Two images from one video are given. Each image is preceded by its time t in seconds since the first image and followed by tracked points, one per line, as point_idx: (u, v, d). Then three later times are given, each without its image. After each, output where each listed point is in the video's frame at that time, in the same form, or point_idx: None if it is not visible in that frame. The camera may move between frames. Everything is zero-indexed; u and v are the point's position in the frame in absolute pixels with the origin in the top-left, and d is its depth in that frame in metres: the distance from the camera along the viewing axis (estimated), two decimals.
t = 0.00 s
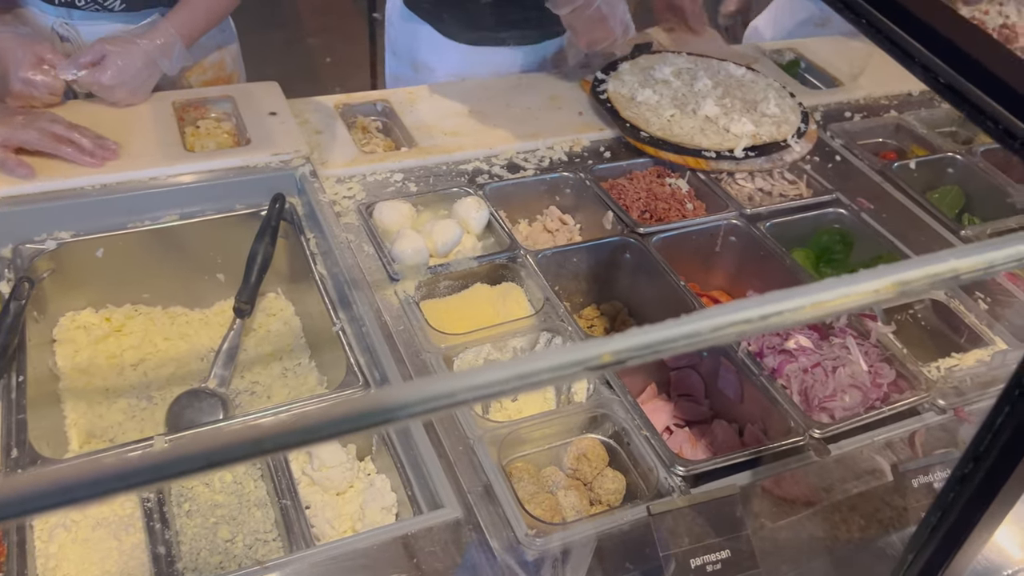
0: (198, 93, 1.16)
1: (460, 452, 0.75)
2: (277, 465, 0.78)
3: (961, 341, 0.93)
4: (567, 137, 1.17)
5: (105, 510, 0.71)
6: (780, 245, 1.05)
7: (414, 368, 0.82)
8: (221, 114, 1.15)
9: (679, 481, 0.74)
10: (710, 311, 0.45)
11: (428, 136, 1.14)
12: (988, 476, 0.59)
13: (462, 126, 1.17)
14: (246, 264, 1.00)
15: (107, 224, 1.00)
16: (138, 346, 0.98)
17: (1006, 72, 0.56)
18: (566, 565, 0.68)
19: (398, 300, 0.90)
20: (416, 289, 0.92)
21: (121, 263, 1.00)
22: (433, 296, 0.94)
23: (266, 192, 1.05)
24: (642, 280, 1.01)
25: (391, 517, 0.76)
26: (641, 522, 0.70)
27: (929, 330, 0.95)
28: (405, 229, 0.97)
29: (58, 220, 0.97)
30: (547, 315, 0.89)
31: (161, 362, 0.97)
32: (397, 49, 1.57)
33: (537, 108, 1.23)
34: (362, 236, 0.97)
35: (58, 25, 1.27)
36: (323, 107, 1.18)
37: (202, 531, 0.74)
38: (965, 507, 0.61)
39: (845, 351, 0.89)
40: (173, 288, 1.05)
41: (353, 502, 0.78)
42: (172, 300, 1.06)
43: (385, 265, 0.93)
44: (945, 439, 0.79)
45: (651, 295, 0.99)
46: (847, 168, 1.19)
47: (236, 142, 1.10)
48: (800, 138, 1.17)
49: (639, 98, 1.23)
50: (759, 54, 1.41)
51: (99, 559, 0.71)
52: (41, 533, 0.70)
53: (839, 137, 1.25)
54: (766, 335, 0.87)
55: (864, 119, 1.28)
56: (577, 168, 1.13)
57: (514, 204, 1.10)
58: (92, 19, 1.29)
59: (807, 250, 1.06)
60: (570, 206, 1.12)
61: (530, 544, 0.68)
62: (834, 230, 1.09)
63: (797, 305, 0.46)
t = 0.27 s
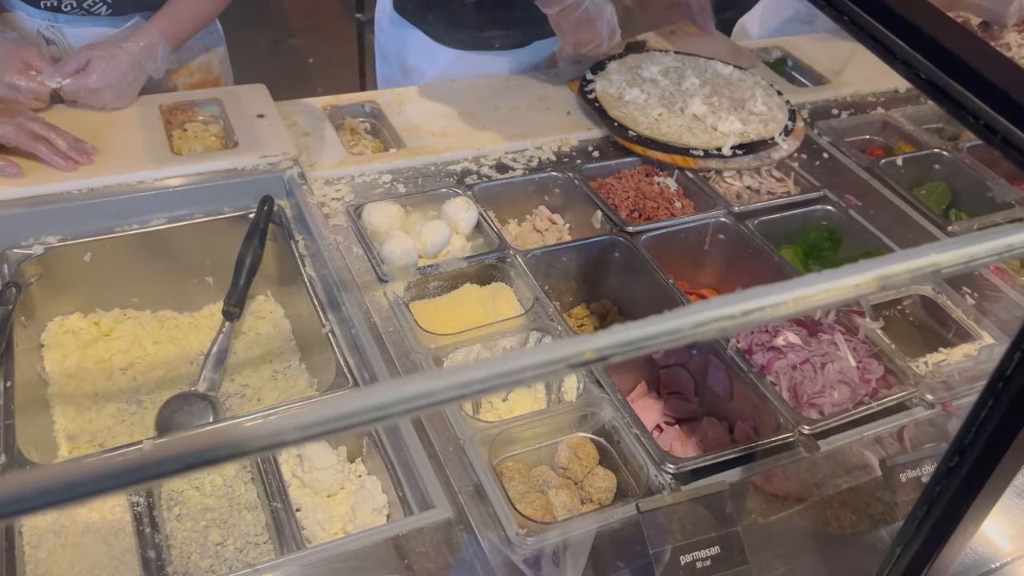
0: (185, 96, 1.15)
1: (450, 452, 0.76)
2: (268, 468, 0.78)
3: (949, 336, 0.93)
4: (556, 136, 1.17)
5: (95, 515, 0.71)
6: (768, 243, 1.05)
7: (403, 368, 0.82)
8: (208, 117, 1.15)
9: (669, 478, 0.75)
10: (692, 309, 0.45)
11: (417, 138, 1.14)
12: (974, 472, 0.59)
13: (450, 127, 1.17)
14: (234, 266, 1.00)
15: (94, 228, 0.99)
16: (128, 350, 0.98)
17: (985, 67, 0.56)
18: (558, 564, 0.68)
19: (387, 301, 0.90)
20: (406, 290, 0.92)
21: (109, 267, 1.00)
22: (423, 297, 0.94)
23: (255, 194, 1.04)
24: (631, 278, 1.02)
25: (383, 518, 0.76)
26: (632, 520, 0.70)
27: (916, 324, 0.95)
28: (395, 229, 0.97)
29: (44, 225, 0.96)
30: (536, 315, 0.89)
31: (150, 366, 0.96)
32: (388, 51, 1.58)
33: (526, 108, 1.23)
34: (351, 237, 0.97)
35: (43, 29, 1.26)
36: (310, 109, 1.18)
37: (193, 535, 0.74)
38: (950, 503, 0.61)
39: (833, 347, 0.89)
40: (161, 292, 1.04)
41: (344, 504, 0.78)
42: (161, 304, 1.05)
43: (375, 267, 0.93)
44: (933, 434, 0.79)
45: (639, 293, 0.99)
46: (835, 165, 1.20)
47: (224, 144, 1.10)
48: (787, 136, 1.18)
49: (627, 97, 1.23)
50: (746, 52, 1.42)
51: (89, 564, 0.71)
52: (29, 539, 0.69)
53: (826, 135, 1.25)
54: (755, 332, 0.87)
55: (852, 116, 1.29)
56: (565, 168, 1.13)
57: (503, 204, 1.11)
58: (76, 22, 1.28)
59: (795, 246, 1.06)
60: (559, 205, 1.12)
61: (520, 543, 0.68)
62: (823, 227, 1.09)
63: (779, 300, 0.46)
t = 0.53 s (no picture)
0: (171, 98, 1.15)
1: (440, 451, 0.75)
2: (257, 470, 0.77)
3: (937, 329, 0.92)
4: (543, 135, 1.17)
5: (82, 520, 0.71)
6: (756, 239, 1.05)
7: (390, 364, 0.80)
8: (194, 118, 1.14)
9: (659, 474, 0.75)
10: (674, 300, 0.45)
11: (404, 137, 1.14)
12: (960, 462, 0.59)
13: (437, 127, 1.17)
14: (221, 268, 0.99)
15: (80, 230, 0.98)
16: (116, 353, 0.97)
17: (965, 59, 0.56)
18: (547, 562, 0.68)
19: (375, 300, 0.89)
20: (395, 290, 0.92)
21: (96, 270, 0.99)
22: (412, 296, 0.93)
23: (241, 195, 1.04)
24: (619, 276, 1.01)
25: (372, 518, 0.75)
26: (621, 517, 0.70)
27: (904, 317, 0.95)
28: (382, 229, 0.97)
29: (29, 227, 0.96)
30: (525, 312, 0.89)
31: (138, 369, 0.96)
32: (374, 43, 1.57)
33: (513, 107, 1.23)
34: (339, 238, 0.97)
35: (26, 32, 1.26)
36: (297, 110, 1.18)
37: (182, 537, 0.74)
38: (937, 494, 0.62)
39: (821, 341, 0.89)
40: (149, 295, 1.04)
41: (333, 505, 0.77)
42: (150, 307, 1.05)
43: (362, 267, 0.93)
44: (921, 426, 0.79)
45: (625, 286, 0.99)
46: (822, 160, 1.20)
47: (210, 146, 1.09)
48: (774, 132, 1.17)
49: (614, 95, 1.23)
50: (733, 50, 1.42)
51: (77, 569, 0.70)
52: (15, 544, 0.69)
53: (813, 131, 1.26)
54: (743, 328, 0.87)
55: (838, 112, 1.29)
56: (553, 166, 1.13)
57: (492, 202, 1.10)
58: (60, 25, 1.28)
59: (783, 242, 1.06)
60: (547, 203, 1.12)
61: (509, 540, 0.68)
62: (810, 223, 1.10)
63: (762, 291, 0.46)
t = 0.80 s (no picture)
0: (156, 103, 1.14)
1: (427, 455, 0.75)
2: (244, 476, 0.77)
3: (924, 325, 0.93)
4: (529, 137, 1.17)
5: (66, 528, 0.70)
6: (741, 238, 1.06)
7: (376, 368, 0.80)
8: (178, 123, 1.14)
9: (646, 475, 0.75)
10: (649, 301, 0.45)
11: (390, 140, 1.14)
12: (940, 457, 0.60)
13: (423, 129, 1.17)
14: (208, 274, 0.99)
15: (63, 237, 0.98)
16: (101, 361, 0.97)
17: (937, 57, 0.57)
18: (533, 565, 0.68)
19: (361, 305, 0.89)
20: (381, 294, 0.91)
21: (81, 276, 0.99)
22: (398, 299, 0.93)
23: (227, 201, 1.03)
24: (606, 277, 1.01)
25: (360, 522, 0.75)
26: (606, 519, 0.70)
27: (891, 314, 0.95)
28: (368, 232, 0.97)
29: (11, 235, 0.95)
30: (511, 314, 0.89)
31: (125, 376, 0.95)
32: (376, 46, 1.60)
33: (500, 108, 1.23)
34: (325, 242, 0.97)
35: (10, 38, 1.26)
36: (282, 114, 1.17)
37: (168, 545, 0.74)
38: (919, 491, 0.62)
39: (806, 340, 0.89)
40: (135, 301, 1.03)
41: (321, 510, 0.77)
42: (135, 313, 1.04)
43: (348, 270, 0.93)
44: (906, 424, 0.79)
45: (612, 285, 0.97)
46: (807, 159, 1.21)
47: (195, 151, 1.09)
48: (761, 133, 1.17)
49: (601, 95, 1.23)
50: (719, 49, 1.42)
51: None
52: None
53: (798, 130, 1.27)
54: (728, 327, 0.87)
55: (823, 111, 1.29)
56: (539, 167, 1.13)
57: (479, 203, 1.10)
58: (45, 31, 1.28)
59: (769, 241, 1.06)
60: (534, 205, 1.13)
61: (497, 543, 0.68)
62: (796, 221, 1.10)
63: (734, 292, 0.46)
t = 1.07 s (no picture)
0: (125, 114, 1.14)
1: (395, 465, 0.74)
2: (210, 488, 0.76)
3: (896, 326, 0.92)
4: (501, 143, 1.17)
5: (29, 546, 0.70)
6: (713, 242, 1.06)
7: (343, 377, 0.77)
8: (148, 133, 1.13)
9: (615, 481, 0.75)
10: (578, 316, 0.47)
11: (362, 149, 1.13)
12: (893, 460, 0.59)
13: (395, 137, 1.16)
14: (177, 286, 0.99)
15: (29, 250, 0.97)
16: (71, 375, 0.96)
17: (880, 61, 0.53)
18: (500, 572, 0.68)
19: (330, 316, 0.88)
20: (350, 304, 0.90)
21: (48, 290, 0.98)
22: (368, 309, 0.91)
23: (197, 211, 1.03)
24: (579, 283, 1.01)
25: (328, 535, 0.74)
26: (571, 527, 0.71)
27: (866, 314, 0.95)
28: (337, 242, 0.97)
29: None
30: (482, 321, 0.89)
31: (95, 389, 0.94)
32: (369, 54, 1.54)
33: (473, 116, 1.23)
34: (294, 251, 0.96)
35: None
36: (253, 123, 1.17)
37: (133, 561, 0.74)
38: (875, 493, 0.62)
39: (776, 344, 0.89)
40: (104, 313, 1.02)
41: (289, 522, 0.77)
42: (102, 325, 1.03)
43: (317, 280, 0.92)
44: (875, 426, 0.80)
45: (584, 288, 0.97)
46: (780, 162, 1.21)
47: (164, 161, 1.08)
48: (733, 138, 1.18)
49: (574, 100, 1.23)
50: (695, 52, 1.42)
51: None
52: None
53: (770, 134, 1.27)
54: (697, 332, 0.87)
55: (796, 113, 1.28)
56: (511, 174, 1.13)
57: (451, 210, 1.10)
58: (15, 42, 1.28)
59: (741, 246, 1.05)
60: (507, 212, 1.12)
61: (465, 553, 0.68)
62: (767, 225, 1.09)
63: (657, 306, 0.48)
